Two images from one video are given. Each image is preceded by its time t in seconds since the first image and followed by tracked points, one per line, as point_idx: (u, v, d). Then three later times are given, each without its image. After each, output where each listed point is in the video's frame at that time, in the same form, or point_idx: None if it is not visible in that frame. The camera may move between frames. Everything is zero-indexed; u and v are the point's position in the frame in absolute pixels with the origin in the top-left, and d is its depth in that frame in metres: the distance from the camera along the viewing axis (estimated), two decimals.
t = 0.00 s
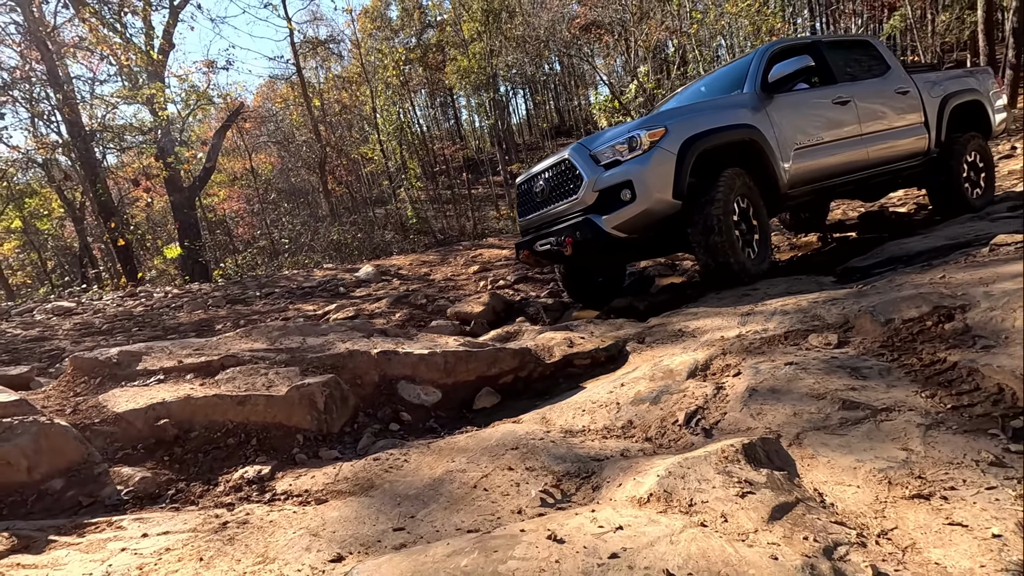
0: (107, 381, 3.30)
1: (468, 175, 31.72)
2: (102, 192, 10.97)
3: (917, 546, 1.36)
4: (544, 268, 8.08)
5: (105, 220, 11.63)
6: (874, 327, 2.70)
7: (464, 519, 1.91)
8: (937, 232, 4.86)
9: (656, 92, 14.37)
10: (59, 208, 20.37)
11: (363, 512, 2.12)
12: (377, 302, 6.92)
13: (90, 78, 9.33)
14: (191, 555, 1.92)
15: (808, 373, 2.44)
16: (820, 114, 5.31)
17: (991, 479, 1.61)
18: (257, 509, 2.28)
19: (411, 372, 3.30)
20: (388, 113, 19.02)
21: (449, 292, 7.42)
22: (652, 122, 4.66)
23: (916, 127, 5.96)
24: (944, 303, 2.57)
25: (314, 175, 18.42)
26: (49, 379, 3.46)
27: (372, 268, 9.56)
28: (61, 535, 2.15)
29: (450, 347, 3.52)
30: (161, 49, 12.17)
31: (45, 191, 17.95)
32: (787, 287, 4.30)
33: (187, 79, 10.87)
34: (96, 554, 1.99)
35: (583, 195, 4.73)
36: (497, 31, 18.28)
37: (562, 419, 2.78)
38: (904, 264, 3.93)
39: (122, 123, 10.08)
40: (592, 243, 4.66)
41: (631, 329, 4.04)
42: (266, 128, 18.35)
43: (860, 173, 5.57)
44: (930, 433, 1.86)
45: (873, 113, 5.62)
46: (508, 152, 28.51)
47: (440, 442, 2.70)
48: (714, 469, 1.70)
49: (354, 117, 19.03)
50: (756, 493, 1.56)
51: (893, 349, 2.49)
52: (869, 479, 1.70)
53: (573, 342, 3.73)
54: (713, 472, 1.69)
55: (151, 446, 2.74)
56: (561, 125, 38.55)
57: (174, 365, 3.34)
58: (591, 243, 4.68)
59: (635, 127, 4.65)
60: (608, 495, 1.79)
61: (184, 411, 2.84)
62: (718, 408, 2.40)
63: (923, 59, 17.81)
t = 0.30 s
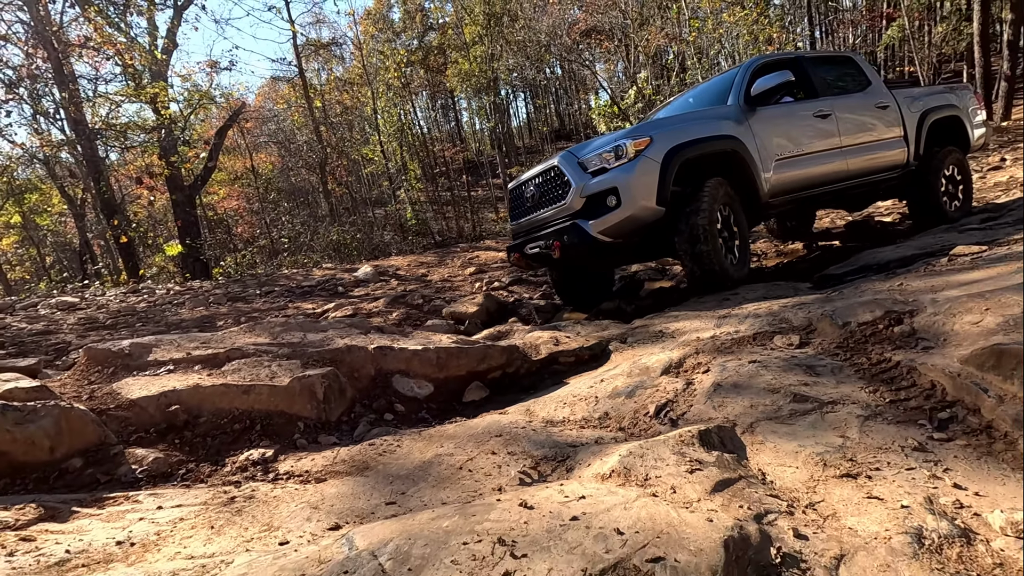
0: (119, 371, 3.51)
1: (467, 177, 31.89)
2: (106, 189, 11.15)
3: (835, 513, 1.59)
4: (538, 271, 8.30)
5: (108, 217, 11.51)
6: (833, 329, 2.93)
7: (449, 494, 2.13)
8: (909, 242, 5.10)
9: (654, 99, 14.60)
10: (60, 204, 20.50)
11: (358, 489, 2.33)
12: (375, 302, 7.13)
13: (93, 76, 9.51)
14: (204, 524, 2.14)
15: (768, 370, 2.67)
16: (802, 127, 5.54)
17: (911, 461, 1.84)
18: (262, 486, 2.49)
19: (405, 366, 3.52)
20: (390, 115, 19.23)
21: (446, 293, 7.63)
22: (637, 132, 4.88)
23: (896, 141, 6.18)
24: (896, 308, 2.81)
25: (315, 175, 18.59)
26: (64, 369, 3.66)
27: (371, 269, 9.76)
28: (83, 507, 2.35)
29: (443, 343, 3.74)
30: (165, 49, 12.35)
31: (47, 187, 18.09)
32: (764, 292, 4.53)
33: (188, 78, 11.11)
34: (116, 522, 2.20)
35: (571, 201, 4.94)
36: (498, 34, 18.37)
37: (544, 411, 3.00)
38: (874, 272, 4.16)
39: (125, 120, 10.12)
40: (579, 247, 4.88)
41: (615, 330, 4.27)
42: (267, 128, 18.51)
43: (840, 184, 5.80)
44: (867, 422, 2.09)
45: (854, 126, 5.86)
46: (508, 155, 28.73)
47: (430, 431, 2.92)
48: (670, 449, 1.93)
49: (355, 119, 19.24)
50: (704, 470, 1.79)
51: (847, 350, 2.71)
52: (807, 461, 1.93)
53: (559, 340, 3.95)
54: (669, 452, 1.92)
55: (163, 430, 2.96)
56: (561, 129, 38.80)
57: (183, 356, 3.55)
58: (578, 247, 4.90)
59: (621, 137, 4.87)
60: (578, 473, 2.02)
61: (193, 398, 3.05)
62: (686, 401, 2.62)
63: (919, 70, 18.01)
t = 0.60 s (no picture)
0: (127, 355, 3.50)
1: (467, 175, 31.82)
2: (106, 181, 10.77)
3: (854, 488, 1.61)
4: (541, 266, 8.31)
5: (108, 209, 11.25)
6: (842, 318, 2.95)
7: (465, 473, 2.13)
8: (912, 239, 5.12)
9: (656, 99, 14.61)
10: (58, 197, 20.33)
11: (372, 469, 2.34)
12: (377, 294, 7.12)
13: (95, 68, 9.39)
14: (219, 500, 2.14)
15: (779, 357, 2.68)
16: (804, 125, 5.55)
17: (926, 442, 1.85)
18: (275, 466, 2.50)
19: (414, 353, 3.52)
20: (391, 112, 19.19)
21: (448, 287, 7.63)
22: (641, 125, 4.85)
23: (896, 140, 6.20)
24: (905, 297, 2.83)
25: (315, 171, 18.53)
26: (71, 353, 3.65)
27: (372, 263, 9.72)
28: (96, 485, 2.35)
29: (450, 331, 3.75)
30: (167, 42, 12.29)
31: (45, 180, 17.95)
32: (768, 287, 4.54)
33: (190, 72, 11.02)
34: (131, 498, 2.20)
35: (574, 194, 4.91)
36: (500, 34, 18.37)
37: (554, 397, 3.02)
38: (880, 267, 4.16)
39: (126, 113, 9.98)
40: (582, 239, 4.85)
41: (621, 321, 4.28)
42: (268, 123, 18.43)
43: (841, 182, 5.81)
44: (881, 406, 2.10)
45: (856, 124, 5.87)
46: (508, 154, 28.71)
47: (441, 415, 2.93)
48: (687, 428, 1.97)
49: (355, 116, 19.20)
50: (722, 448, 1.82)
51: (857, 338, 2.73)
52: (823, 441, 1.94)
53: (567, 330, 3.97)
54: (686, 431, 1.95)
55: (173, 412, 2.97)
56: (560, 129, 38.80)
57: (192, 341, 3.55)
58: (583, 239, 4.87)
59: (626, 129, 4.83)
60: (594, 452, 2.05)
61: (204, 381, 3.06)
62: (697, 386, 2.64)
63: (919, 73, 18.04)
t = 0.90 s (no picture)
0: (117, 337, 3.42)
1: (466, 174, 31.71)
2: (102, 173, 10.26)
3: (868, 465, 1.55)
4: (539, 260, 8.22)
5: (103, 201, 10.74)
6: (849, 304, 2.89)
7: (462, 453, 2.06)
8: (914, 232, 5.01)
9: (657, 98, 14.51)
10: (54, 192, 20.07)
11: (366, 450, 2.26)
12: (374, 286, 7.02)
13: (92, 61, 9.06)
14: (207, 479, 2.06)
15: (785, 341, 2.62)
16: (804, 117, 5.28)
17: (941, 422, 1.76)
18: (266, 447, 2.43)
19: (411, 338, 3.45)
20: (390, 109, 19.06)
21: (445, 280, 7.54)
22: (638, 109, 4.48)
23: (895, 136, 5.97)
24: (914, 282, 2.76)
25: (314, 167, 18.37)
26: (59, 335, 3.56)
27: (370, 257, 9.58)
28: (80, 464, 2.27)
29: (448, 317, 3.68)
30: (165, 35, 12.14)
31: (41, 173, 17.69)
32: (771, 278, 4.41)
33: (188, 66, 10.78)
34: (116, 476, 2.12)
35: (566, 181, 4.53)
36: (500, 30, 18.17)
37: (554, 382, 2.95)
38: (886, 258, 4.05)
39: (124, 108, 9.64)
40: (574, 229, 4.46)
41: (622, 310, 4.21)
42: (266, 118, 18.25)
43: (841, 177, 5.54)
44: (892, 387, 2.03)
45: (855, 117, 5.64)
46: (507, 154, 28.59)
47: (438, 399, 2.86)
48: (693, 407, 1.93)
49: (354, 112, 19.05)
50: (729, 426, 1.77)
51: (865, 322, 2.67)
52: (833, 421, 1.88)
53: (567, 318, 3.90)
54: (692, 410, 1.91)
55: (162, 394, 2.89)
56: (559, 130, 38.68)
57: (183, 324, 3.47)
58: (574, 230, 4.50)
59: (621, 114, 4.46)
60: (597, 432, 2.01)
61: (194, 362, 2.98)
62: (701, 370, 2.57)
63: (918, 76, 18.01)
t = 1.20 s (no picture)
0: (107, 329, 3.37)
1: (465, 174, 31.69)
2: (99, 169, 10.10)
3: (865, 461, 1.52)
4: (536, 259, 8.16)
5: (98, 196, 10.59)
6: (848, 300, 2.86)
7: (452, 447, 2.03)
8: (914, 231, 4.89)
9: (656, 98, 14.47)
10: (51, 187, 19.89)
11: (356, 443, 2.22)
12: (370, 284, 6.96)
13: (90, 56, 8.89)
14: (192, 471, 2.03)
15: (782, 337, 2.59)
16: (797, 112, 4.58)
17: (939, 418, 1.73)
18: (254, 441, 2.38)
19: (404, 333, 3.41)
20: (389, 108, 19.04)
21: (442, 278, 7.47)
22: (625, 99, 3.85)
23: (889, 136, 5.31)
24: (913, 279, 2.74)
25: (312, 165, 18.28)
26: (48, 327, 3.50)
27: (366, 254, 9.49)
28: (63, 455, 2.23)
29: (442, 312, 3.64)
30: (164, 31, 12.05)
31: (37, 168, 17.54)
32: (769, 275, 4.32)
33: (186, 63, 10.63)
34: (100, 467, 2.08)
35: (546, 179, 3.87)
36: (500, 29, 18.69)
37: (548, 377, 2.91)
38: (886, 257, 3.99)
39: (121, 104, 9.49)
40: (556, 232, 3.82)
41: (617, 308, 4.14)
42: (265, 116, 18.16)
43: (836, 177, 4.83)
44: (890, 383, 2.00)
45: (848, 116, 4.94)
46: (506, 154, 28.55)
47: (431, 394, 2.82)
48: (688, 401, 1.90)
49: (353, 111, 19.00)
50: (725, 420, 1.74)
51: (863, 319, 2.65)
52: (830, 417, 1.85)
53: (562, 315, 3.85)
54: (688, 404, 1.89)
55: (151, 386, 2.85)
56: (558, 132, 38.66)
57: (173, 316, 3.42)
58: (552, 234, 3.87)
59: (607, 104, 3.83)
60: (589, 427, 1.99)
61: (184, 354, 2.94)
62: (697, 365, 2.54)
63: (916, 80, 18.04)
